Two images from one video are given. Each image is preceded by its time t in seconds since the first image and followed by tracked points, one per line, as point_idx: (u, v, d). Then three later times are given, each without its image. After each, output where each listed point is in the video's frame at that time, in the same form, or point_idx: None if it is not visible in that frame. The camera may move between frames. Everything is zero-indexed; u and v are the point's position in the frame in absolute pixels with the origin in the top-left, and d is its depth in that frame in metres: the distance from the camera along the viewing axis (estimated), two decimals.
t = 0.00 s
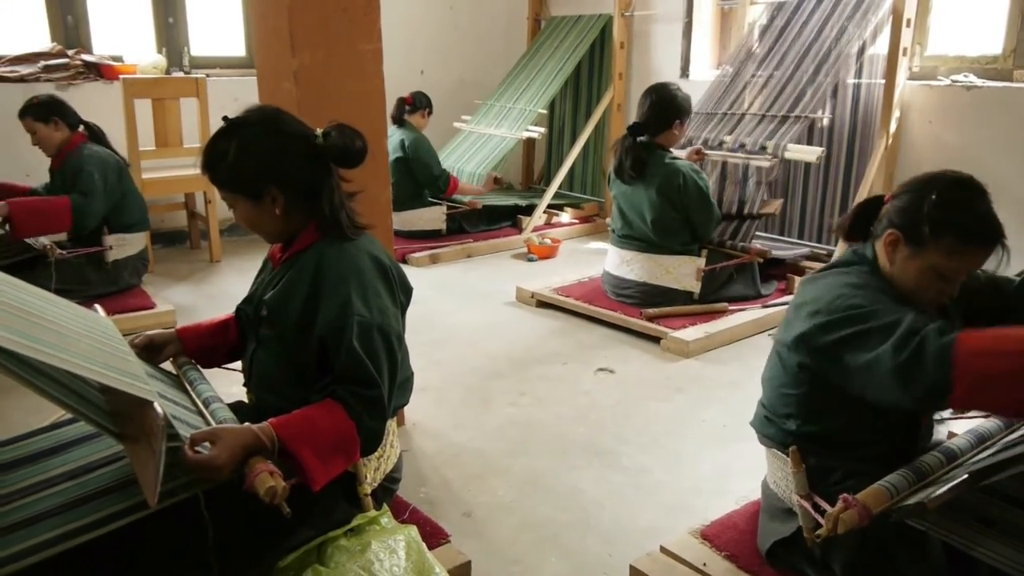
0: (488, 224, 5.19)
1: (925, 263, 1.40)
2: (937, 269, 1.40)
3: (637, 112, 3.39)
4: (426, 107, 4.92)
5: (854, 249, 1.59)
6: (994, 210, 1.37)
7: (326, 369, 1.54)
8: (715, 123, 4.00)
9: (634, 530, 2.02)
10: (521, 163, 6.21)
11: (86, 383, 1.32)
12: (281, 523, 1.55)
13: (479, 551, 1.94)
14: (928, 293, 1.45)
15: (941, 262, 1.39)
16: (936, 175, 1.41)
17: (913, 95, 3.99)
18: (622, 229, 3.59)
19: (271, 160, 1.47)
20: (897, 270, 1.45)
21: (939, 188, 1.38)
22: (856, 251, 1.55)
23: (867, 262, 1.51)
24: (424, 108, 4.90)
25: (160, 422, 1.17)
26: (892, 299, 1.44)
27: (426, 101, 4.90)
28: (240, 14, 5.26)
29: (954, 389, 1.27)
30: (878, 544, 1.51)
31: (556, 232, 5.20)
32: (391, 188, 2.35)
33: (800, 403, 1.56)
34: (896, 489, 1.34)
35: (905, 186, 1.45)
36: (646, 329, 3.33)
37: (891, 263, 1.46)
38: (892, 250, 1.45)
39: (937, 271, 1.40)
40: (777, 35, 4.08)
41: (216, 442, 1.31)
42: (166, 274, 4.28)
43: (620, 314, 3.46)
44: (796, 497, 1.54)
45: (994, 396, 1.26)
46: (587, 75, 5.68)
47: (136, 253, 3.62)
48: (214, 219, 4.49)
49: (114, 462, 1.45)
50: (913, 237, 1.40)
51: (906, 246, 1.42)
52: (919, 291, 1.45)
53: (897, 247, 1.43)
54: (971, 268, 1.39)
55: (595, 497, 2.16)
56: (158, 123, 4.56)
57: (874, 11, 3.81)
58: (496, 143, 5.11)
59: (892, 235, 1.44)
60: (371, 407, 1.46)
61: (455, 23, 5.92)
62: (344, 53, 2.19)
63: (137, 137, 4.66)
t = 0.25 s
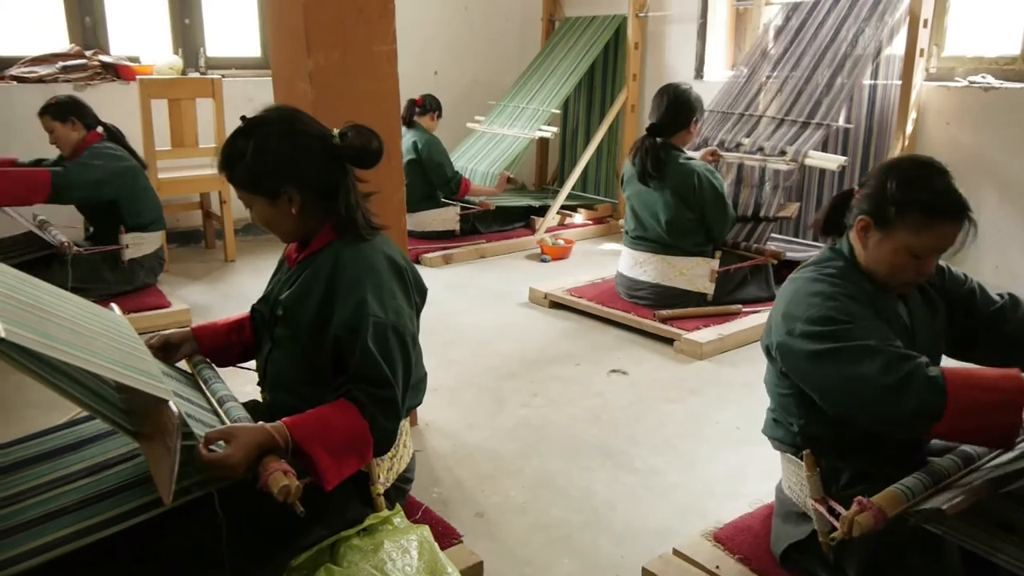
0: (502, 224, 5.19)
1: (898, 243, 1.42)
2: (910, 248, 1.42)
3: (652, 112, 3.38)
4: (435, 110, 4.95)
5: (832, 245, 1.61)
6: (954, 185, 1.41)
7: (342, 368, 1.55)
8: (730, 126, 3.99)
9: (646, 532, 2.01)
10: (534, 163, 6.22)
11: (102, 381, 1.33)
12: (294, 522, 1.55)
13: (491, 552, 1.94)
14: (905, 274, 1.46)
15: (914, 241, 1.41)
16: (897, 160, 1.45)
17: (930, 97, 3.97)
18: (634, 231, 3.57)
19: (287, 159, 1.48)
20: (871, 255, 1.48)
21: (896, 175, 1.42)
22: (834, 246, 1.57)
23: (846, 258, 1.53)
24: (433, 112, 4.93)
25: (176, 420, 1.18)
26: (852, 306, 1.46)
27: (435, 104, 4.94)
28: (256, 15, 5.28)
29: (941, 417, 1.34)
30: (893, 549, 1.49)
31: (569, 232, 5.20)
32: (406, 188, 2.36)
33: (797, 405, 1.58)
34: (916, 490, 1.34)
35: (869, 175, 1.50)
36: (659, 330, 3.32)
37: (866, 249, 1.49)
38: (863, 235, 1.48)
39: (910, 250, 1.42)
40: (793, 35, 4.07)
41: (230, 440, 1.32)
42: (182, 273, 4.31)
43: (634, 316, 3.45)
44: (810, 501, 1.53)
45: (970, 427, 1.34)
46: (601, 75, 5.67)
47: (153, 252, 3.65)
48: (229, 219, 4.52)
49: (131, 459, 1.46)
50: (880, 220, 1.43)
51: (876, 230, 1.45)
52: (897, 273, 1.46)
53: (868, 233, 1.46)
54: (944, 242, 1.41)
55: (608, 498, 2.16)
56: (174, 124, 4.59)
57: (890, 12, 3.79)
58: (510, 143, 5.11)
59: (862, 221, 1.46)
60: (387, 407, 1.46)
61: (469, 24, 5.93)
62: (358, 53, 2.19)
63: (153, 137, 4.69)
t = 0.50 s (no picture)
0: (514, 224, 5.20)
1: (883, 222, 1.45)
2: (896, 224, 1.44)
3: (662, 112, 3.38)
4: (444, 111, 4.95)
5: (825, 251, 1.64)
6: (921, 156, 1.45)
7: (357, 367, 1.55)
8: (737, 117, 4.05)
9: (657, 533, 2.01)
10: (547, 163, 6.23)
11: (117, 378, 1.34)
12: (307, 520, 1.56)
13: (502, 552, 1.94)
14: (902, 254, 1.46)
15: (899, 216, 1.43)
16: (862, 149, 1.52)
17: (946, 97, 3.93)
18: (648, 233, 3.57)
19: (307, 158, 1.48)
20: (862, 244, 1.50)
21: (859, 158, 1.49)
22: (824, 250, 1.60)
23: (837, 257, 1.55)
24: (442, 112, 4.92)
25: (189, 419, 1.18)
26: (836, 306, 1.49)
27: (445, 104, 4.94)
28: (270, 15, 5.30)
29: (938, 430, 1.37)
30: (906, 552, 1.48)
31: (582, 233, 5.20)
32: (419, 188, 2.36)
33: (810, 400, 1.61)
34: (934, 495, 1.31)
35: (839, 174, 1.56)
36: (671, 332, 3.31)
37: (855, 241, 1.51)
38: (849, 228, 1.51)
39: (896, 226, 1.44)
40: (806, 36, 4.05)
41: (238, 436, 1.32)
42: (196, 272, 4.33)
43: (646, 317, 3.45)
44: (830, 505, 1.52)
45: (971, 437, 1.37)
46: (614, 75, 5.67)
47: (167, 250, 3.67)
48: (242, 218, 4.54)
49: (145, 457, 1.48)
50: (859, 206, 1.47)
51: (858, 218, 1.49)
52: (893, 255, 1.47)
53: (853, 223, 1.50)
54: (929, 210, 1.42)
55: (620, 500, 2.15)
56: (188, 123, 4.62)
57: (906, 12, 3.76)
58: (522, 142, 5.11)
59: (843, 214, 1.51)
60: (403, 406, 1.47)
61: (482, 24, 5.94)
62: (371, 52, 2.20)
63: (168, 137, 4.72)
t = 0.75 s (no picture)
0: (527, 224, 5.20)
1: (907, 213, 1.45)
2: (922, 213, 1.44)
3: (678, 112, 3.37)
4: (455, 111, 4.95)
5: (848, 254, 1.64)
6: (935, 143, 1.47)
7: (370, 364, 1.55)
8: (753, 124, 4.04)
9: (670, 535, 2.00)
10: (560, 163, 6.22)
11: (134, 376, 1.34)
12: (322, 519, 1.57)
13: (514, 552, 1.94)
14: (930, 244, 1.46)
15: (922, 205, 1.43)
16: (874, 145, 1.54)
17: (964, 98, 3.90)
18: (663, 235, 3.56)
19: (329, 153, 1.49)
20: (889, 240, 1.50)
21: (872, 151, 1.52)
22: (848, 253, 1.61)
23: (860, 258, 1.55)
24: (454, 113, 4.93)
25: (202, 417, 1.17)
26: (873, 321, 1.47)
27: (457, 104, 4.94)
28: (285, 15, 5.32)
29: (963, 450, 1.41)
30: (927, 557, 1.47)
31: (595, 233, 5.19)
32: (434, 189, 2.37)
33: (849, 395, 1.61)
34: (1004, 476, 1.03)
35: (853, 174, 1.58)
36: (685, 333, 3.30)
37: (880, 238, 1.51)
38: (874, 225, 1.52)
39: (921, 215, 1.44)
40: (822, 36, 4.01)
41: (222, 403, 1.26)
42: (211, 271, 4.36)
43: (660, 318, 3.44)
44: (893, 526, 1.47)
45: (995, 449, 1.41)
46: (628, 75, 5.66)
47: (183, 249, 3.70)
48: (257, 217, 4.57)
49: (160, 454, 1.49)
50: (880, 201, 1.49)
51: (881, 215, 1.50)
52: (920, 245, 1.47)
53: (876, 220, 1.51)
54: (951, 195, 1.43)
55: (632, 501, 2.15)
56: (204, 123, 4.65)
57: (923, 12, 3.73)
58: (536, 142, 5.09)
59: (865, 212, 1.52)
60: (415, 403, 1.47)
61: (496, 25, 5.94)
62: (386, 53, 2.20)
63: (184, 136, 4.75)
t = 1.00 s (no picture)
0: (543, 224, 5.20)
1: (956, 225, 1.43)
2: (970, 226, 1.42)
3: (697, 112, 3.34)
4: (472, 110, 4.95)
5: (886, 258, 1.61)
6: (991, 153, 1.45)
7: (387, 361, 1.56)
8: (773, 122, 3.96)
9: (685, 536, 2.00)
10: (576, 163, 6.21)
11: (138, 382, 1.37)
12: (337, 517, 1.57)
13: (528, 552, 1.94)
14: (979, 259, 1.44)
15: (972, 218, 1.41)
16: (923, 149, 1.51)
17: (984, 98, 3.87)
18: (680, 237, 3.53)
19: (355, 152, 1.50)
20: (937, 252, 1.46)
21: (925, 157, 1.48)
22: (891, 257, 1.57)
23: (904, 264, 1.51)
24: (470, 111, 4.93)
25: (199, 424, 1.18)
26: (900, 341, 1.44)
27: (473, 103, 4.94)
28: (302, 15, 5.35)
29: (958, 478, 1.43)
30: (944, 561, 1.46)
31: (611, 233, 5.18)
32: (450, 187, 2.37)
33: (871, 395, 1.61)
34: None
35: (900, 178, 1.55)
36: (701, 334, 3.29)
37: (929, 248, 1.48)
38: (921, 234, 1.48)
39: (971, 229, 1.42)
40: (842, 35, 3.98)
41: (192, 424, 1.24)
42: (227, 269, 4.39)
43: (675, 319, 3.43)
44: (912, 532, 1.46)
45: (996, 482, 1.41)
46: (645, 75, 5.64)
47: (201, 248, 3.73)
48: (273, 216, 4.59)
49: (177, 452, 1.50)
50: (931, 210, 1.46)
51: (929, 224, 1.47)
52: (968, 259, 1.44)
53: (924, 229, 1.47)
54: (1004, 211, 1.41)
55: (647, 502, 2.14)
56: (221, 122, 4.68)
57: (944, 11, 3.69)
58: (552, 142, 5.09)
59: (914, 220, 1.49)
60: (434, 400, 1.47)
61: (512, 24, 5.93)
62: (403, 54, 2.21)
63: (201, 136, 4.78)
